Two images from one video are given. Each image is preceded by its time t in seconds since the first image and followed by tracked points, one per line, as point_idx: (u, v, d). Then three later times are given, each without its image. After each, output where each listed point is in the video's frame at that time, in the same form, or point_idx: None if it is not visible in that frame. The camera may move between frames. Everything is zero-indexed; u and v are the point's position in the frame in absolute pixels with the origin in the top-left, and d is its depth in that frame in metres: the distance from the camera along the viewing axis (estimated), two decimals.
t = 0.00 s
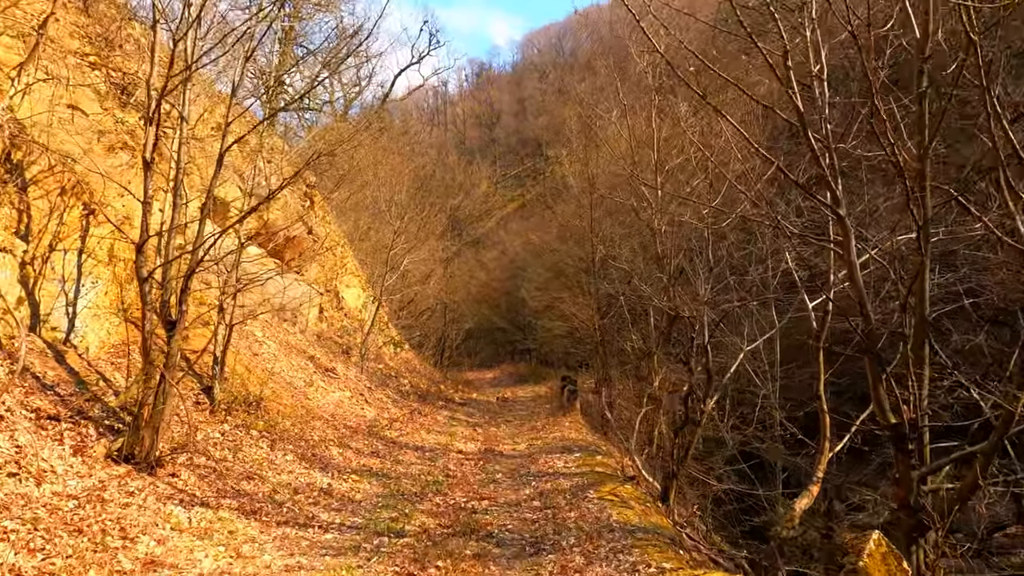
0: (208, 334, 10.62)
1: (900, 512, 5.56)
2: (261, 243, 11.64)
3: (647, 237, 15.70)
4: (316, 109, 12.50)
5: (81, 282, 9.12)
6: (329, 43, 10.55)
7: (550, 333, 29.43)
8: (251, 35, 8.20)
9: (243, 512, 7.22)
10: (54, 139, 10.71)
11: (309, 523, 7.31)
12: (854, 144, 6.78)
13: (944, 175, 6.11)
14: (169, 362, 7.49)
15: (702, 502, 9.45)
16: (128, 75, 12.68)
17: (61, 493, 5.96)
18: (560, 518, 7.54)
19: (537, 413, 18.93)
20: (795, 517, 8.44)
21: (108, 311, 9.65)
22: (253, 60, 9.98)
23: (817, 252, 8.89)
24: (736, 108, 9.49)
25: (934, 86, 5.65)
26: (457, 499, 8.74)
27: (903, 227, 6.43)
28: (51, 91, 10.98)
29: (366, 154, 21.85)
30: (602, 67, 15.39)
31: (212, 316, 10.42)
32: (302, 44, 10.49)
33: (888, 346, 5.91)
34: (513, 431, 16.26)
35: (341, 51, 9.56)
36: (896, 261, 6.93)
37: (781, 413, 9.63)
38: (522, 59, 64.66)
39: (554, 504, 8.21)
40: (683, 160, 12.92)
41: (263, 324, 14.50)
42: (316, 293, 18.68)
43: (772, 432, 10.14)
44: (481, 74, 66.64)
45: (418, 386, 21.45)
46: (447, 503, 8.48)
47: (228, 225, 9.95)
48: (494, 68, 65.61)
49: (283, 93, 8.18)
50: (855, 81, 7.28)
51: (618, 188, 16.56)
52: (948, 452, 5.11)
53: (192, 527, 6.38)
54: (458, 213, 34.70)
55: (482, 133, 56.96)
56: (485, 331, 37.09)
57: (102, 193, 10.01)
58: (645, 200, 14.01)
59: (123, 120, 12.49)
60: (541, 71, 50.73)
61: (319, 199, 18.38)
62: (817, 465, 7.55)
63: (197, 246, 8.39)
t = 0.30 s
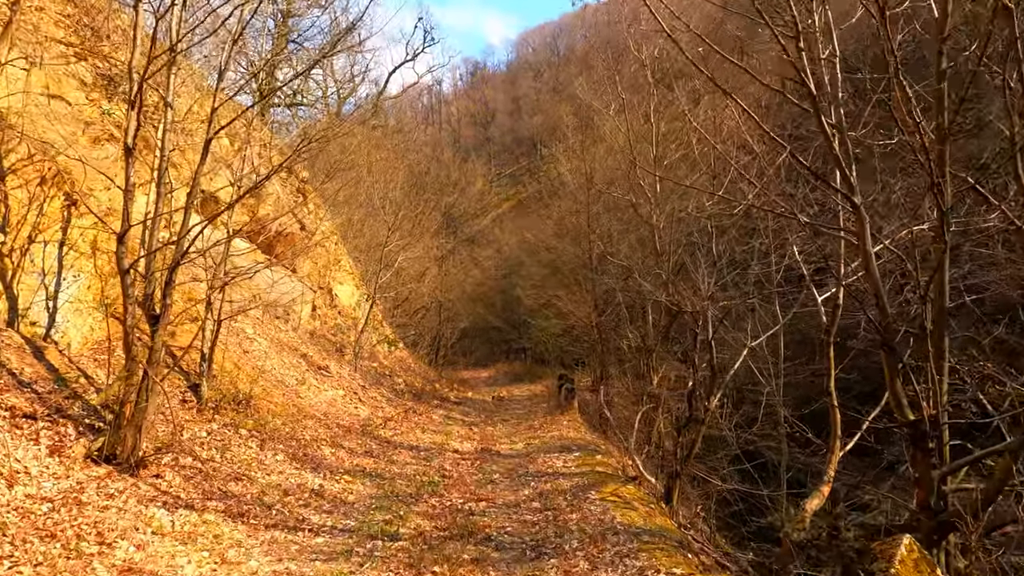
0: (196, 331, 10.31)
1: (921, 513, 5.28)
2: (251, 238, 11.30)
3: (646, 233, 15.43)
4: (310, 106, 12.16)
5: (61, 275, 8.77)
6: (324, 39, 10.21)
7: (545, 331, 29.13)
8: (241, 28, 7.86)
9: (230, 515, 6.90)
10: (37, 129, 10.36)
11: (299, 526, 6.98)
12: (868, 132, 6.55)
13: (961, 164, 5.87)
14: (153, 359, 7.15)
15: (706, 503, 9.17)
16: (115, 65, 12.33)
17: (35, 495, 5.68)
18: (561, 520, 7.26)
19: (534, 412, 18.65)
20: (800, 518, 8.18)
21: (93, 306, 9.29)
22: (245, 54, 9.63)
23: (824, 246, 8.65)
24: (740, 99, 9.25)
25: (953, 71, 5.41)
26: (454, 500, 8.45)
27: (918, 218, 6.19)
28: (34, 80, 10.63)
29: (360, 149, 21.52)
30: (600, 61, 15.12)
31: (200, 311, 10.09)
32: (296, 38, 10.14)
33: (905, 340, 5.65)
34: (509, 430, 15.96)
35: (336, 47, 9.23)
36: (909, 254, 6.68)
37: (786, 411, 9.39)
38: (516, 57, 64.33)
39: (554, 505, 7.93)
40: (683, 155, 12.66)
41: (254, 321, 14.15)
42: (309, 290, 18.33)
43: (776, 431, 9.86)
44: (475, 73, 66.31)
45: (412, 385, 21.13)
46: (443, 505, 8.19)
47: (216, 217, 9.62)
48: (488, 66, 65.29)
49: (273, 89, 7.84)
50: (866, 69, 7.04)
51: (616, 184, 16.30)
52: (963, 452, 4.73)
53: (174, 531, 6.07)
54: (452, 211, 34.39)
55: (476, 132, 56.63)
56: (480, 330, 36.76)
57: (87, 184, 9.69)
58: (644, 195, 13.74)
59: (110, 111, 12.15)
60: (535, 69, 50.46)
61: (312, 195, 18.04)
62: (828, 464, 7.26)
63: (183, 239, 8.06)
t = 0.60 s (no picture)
0: (181, 334, 9.97)
1: (940, 527, 5.01)
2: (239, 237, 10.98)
3: (644, 234, 15.18)
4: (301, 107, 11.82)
5: (39, 276, 8.40)
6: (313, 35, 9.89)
7: (540, 334, 28.83)
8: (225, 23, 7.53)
9: (213, 528, 6.59)
10: (17, 126, 10.03)
11: (285, 540, 6.65)
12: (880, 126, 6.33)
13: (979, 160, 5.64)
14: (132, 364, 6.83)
15: (707, 511, 8.90)
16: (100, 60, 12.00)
17: (4, 511, 5.37)
18: (560, 532, 6.98)
19: (529, 415, 18.36)
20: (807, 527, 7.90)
21: (74, 308, 8.95)
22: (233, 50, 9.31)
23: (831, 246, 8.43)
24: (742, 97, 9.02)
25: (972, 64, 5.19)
26: (448, 509, 8.15)
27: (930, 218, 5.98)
28: (15, 75, 10.29)
29: (352, 148, 21.21)
30: (596, 59, 14.89)
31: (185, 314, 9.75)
32: (284, 33, 9.81)
33: (921, 342, 5.39)
34: (504, 434, 15.66)
35: (325, 42, 8.91)
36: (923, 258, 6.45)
37: (789, 415, 9.16)
38: (509, 58, 64.10)
39: (552, 515, 7.65)
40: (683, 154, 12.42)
41: (243, 323, 13.81)
42: (299, 292, 17.98)
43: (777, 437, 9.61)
44: (469, 74, 66.07)
45: (405, 388, 20.79)
46: (438, 515, 7.90)
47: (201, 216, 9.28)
48: (481, 67, 65.07)
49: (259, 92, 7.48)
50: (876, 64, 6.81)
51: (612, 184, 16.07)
52: (981, 464, 4.52)
53: (152, 547, 5.75)
54: (446, 212, 34.09)
55: (469, 133, 56.35)
56: (473, 332, 36.48)
57: (68, 182, 9.35)
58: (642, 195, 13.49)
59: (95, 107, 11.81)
60: (528, 70, 50.25)
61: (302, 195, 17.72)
62: (837, 473, 6.98)
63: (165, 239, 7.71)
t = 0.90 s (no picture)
0: (159, 331, 9.60)
1: (953, 530, 4.76)
2: (222, 232, 10.63)
3: (637, 231, 14.93)
4: (289, 101, 11.46)
5: (8, 270, 7.94)
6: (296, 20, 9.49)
7: (531, 333, 28.52)
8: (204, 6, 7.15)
9: (189, 534, 6.25)
10: None
11: (265, 547, 6.31)
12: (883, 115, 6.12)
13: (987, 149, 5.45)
14: (104, 361, 6.44)
15: (705, 513, 8.65)
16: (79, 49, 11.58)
17: None
18: (553, 537, 6.71)
19: (520, 416, 18.04)
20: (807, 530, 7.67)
21: (46, 304, 8.55)
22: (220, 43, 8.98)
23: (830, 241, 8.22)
24: (740, 88, 8.78)
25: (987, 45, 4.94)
26: (436, 513, 7.84)
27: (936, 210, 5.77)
28: None
29: (340, 144, 20.85)
30: (588, 53, 14.66)
31: (164, 311, 9.40)
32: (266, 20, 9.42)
33: (931, 337, 5.14)
34: (495, 435, 15.34)
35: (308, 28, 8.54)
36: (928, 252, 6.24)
37: (789, 415, 8.93)
38: (500, 57, 63.81)
39: (546, 519, 7.36)
40: (677, 149, 12.20)
41: (227, 322, 13.43)
42: (286, 290, 17.60)
43: (776, 437, 9.35)
44: (460, 73, 65.74)
45: (394, 388, 20.42)
46: (426, 519, 7.60)
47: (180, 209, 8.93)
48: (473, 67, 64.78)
49: (245, 80, 7.15)
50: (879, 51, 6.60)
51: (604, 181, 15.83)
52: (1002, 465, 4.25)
53: (121, 556, 5.41)
54: (436, 211, 33.76)
55: (460, 132, 55.99)
56: (464, 332, 36.17)
57: (42, 174, 8.98)
58: (636, 191, 13.22)
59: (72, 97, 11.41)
60: (519, 69, 49.98)
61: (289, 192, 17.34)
62: (842, 475, 6.69)
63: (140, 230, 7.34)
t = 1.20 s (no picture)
0: (134, 336, 9.20)
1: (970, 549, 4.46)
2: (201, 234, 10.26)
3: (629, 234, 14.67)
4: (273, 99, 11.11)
5: None
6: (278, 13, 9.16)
7: (522, 339, 28.18)
8: None
9: (156, 553, 5.85)
10: None
11: (237, 566, 5.93)
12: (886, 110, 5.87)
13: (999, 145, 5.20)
14: (66, 369, 6.04)
15: (701, 526, 8.32)
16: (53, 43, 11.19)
17: None
18: (544, 554, 6.37)
19: (511, 422, 17.69)
20: (807, 542, 7.38)
21: (11, 307, 8.13)
22: (207, 45, 8.74)
23: (829, 243, 7.98)
24: (737, 85, 8.51)
25: (1003, 33, 4.66)
26: (421, 527, 7.48)
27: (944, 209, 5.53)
28: None
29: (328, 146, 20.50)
30: (580, 54, 14.40)
31: (139, 315, 9.00)
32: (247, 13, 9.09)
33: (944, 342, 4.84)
34: (485, 443, 14.98)
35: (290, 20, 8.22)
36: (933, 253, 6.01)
37: (787, 423, 8.65)
38: (492, 62, 63.64)
39: (536, 533, 7.02)
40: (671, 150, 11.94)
41: (209, 327, 13.02)
42: (271, 293, 17.19)
43: (774, 446, 9.06)
44: (452, 77, 65.53)
45: (383, 394, 20.01)
46: (410, 534, 7.24)
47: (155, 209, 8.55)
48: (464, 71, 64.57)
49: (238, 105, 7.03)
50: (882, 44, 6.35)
51: (596, 183, 15.55)
52: None
53: None
54: (427, 215, 33.41)
55: (452, 136, 55.70)
56: (455, 337, 35.77)
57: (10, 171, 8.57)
58: (629, 192, 12.95)
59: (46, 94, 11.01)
60: (510, 73, 49.77)
61: (275, 193, 16.96)
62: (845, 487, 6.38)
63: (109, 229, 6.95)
